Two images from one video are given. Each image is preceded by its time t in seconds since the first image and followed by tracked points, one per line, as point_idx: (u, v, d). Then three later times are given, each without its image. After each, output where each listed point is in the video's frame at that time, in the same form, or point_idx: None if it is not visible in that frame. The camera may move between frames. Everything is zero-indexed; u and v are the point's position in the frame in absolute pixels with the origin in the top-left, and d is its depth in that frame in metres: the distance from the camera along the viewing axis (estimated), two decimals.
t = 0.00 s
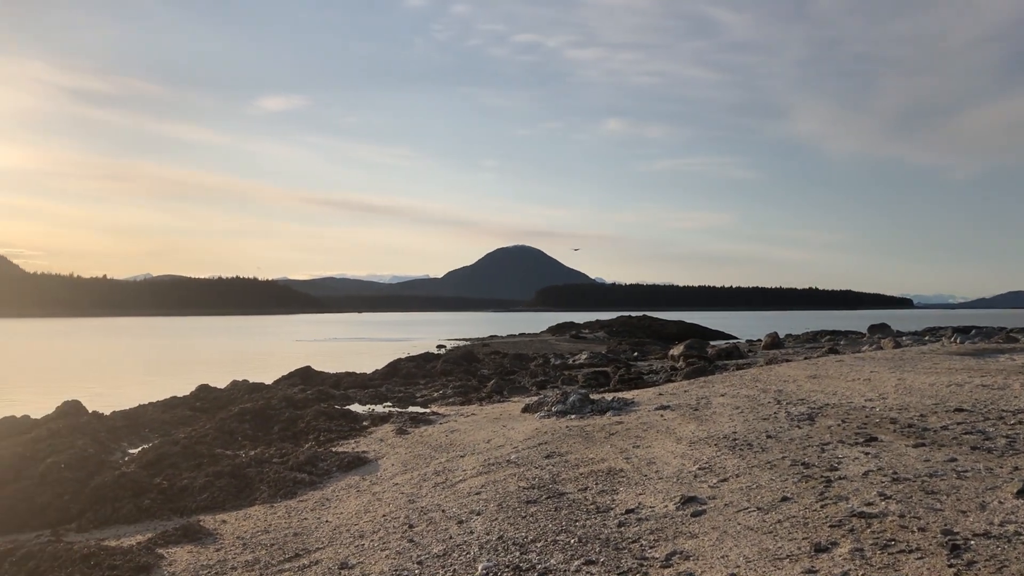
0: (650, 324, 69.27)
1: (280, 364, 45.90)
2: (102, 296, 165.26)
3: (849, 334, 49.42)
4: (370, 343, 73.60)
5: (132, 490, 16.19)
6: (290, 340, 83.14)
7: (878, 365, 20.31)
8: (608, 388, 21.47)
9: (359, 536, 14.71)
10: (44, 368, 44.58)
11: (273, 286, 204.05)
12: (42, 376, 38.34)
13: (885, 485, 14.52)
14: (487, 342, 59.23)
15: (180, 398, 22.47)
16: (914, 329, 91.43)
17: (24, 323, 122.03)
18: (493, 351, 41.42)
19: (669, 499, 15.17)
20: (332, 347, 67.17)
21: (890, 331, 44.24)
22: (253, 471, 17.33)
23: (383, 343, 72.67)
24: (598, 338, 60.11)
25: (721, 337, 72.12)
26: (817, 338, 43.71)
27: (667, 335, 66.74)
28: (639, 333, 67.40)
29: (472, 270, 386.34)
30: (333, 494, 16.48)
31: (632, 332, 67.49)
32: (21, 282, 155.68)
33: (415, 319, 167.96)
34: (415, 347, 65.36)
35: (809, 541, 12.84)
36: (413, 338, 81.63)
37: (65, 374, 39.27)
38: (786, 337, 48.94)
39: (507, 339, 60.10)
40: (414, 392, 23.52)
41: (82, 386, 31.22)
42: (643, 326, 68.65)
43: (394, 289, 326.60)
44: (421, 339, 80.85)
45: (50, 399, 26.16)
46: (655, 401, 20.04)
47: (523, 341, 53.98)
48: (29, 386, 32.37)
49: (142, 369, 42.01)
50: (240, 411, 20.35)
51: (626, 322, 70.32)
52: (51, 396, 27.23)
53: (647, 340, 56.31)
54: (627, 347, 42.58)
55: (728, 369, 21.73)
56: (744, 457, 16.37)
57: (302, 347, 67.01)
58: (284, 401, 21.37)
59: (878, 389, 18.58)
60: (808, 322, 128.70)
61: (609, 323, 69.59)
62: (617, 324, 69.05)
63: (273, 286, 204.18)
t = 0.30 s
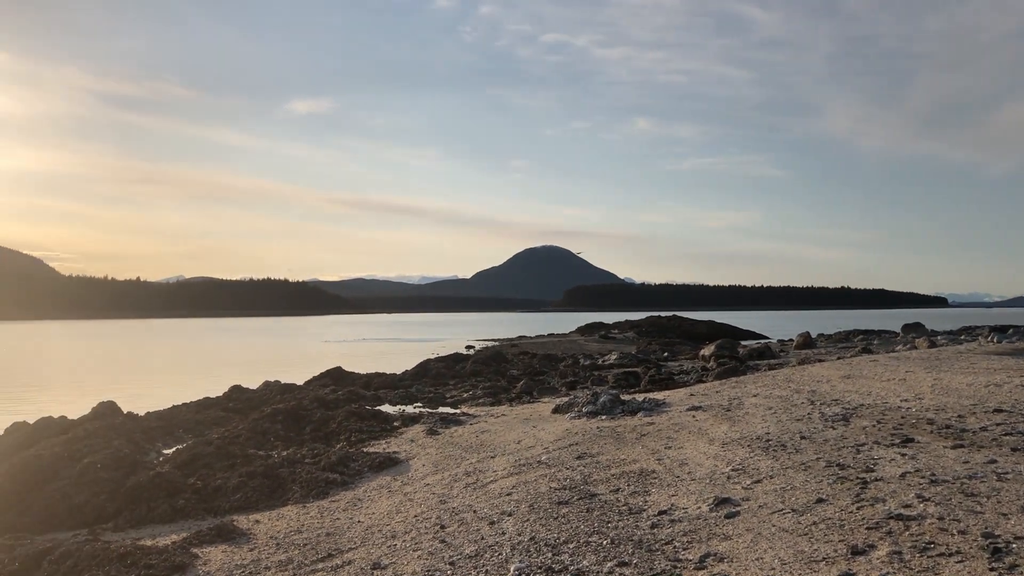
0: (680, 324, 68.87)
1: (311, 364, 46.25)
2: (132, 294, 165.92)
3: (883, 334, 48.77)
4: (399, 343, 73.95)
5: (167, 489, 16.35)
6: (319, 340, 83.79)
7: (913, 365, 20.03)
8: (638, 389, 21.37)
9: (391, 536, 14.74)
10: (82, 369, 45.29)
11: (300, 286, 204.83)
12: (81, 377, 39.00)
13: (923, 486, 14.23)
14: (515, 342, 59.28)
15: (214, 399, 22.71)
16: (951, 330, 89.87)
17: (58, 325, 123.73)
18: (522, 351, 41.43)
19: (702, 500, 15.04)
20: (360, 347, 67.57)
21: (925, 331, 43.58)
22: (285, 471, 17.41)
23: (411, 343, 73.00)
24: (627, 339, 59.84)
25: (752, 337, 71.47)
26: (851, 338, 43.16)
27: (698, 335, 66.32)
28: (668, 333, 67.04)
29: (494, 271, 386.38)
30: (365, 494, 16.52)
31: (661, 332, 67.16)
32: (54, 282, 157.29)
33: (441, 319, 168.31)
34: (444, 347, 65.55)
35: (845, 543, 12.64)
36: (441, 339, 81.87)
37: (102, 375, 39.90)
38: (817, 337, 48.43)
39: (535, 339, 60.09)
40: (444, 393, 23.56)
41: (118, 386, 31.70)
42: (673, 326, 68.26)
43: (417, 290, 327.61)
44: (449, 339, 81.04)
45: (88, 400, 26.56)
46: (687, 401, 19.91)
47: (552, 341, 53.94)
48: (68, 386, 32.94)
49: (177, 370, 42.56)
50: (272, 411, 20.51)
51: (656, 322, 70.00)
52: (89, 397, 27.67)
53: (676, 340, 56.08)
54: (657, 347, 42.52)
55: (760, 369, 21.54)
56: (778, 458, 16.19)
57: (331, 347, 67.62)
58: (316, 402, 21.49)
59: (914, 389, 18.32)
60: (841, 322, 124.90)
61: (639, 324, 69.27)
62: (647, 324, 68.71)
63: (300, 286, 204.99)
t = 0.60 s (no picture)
0: (708, 324, 68.39)
1: (338, 364, 46.50)
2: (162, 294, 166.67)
3: (916, 334, 48.04)
4: (424, 343, 74.13)
5: (197, 488, 16.50)
6: (345, 340, 84.27)
7: (946, 365, 19.74)
8: (667, 389, 21.25)
9: (420, 536, 14.74)
10: (117, 368, 45.90)
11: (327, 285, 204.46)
12: (116, 376, 39.54)
13: (958, 488, 13.95)
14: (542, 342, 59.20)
15: (244, 398, 22.91)
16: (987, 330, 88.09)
17: (90, 326, 125.04)
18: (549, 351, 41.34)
19: (732, 501, 14.89)
20: (386, 347, 67.84)
21: (960, 331, 42.89)
22: (314, 470, 17.50)
23: (437, 343, 73.14)
24: (654, 339, 59.51)
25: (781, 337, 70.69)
26: (883, 338, 42.58)
27: (726, 335, 65.83)
28: (696, 334, 66.57)
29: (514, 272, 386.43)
30: (393, 493, 16.57)
31: (688, 333, 66.71)
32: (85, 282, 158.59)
33: (465, 318, 168.51)
34: (469, 348, 65.63)
35: (879, 546, 12.44)
36: (466, 339, 81.96)
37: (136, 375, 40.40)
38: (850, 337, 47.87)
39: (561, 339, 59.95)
40: (472, 393, 23.58)
41: (150, 386, 32.08)
42: (701, 327, 67.80)
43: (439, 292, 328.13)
44: (475, 339, 81.05)
45: (122, 399, 26.92)
46: (716, 402, 19.76)
47: (579, 341, 53.83)
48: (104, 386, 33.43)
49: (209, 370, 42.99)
50: (301, 410, 20.64)
51: (684, 322, 69.55)
52: (123, 396, 28.05)
53: (704, 340, 55.69)
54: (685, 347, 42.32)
55: (790, 369, 21.34)
56: (809, 459, 16.00)
57: (357, 347, 68.01)
58: (345, 401, 21.59)
59: (948, 390, 18.05)
60: (868, 322, 121.06)
61: (667, 323, 68.90)
62: (674, 324, 68.29)
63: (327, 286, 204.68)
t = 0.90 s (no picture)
0: (736, 323, 67.87)
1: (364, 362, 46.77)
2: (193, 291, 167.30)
3: (950, 333, 47.33)
4: (449, 342, 74.29)
5: (227, 485, 16.65)
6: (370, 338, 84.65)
7: (981, 365, 19.42)
8: (695, 389, 21.12)
9: (448, 534, 14.78)
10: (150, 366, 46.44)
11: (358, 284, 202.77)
12: (149, 374, 40.05)
13: (994, 490, 13.68)
14: (569, 341, 59.07)
15: (273, 396, 23.11)
16: None
17: (120, 325, 126.27)
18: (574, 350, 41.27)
19: (762, 502, 14.76)
20: (411, 346, 68.08)
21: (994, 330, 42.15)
22: (343, 468, 17.60)
23: (462, 342, 73.29)
24: (680, 338, 59.16)
25: (810, 336, 69.92)
26: (915, 337, 42.00)
27: (754, 334, 65.30)
28: (723, 333, 66.10)
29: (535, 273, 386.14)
30: (421, 491, 16.62)
31: (715, 332, 66.22)
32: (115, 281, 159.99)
33: (490, 318, 168.59)
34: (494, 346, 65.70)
35: (912, 547, 12.24)
36: (491, 338, 82.04)
37: (169, 373, 40.88)
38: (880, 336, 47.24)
39: (587, 339, 59.80)
40: (498, 392, 23.59)
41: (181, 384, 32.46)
42: (729, 326, 67.31)
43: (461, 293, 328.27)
44: (501, 338, 81.03)
45: (154, 396, 27.28)
46: (745, 401, 19.60)
47: (605, 341, 53.70)
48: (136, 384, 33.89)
49: (239, 368, 43.40)
50: (330, 409, 20.78)
51: (712, 320, 69.08)
52: (155, 393, 28.42)
53: (731, 340, 55.25)
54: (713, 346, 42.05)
55: (820, 369, 21.11)
56: (840, 459, 15.82)
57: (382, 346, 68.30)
58: (372, 400, 21.69)
59: (982, 390, 17.75)
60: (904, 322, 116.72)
61: (693, 322, 68.50)
62: (701, 323, 67.81)
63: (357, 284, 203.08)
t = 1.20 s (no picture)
0: (764, 321, 67.29)
1: (389, 360, 46.96)
2: (219, 290, 167.64)
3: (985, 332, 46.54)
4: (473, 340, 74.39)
5: (255, 482, 16.78)
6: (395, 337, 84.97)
7: (1015, 364, 19.10)
8: (722, 387, 20.99)
9: (474, 531, 14.80)
10: (181, 364, 46.95)
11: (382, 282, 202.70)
12: (180, 371, 40.52)
13: None
14: (594, 340, 58.92)
15: (300, 393, 23.29)
16: None
17: (149, 324, 127.50)
18: (600, 349, 41.15)
19: (791, 501, 14.62)
20: (435, 344, 68.27)
21: None
22: (370, 465, 17.69)
23: (486, 341, 73.41)
24: (707, 337, 58.76)
25: (838, 335, 69.16)
26: (948, 335, 41.35)
27: (782, 333, 64.73)
28: (750, 332, 65.55)
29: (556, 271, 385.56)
30: (447, 489, 16.66)
31: (742, 331, 65.71)
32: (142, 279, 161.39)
33: (513, 317, 168.75)
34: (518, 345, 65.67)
35: (945, 548, 12.04)
36: (515, 336, 82.02)
37: (199, 370, 41.32)
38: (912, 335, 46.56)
39: (612, 337, 59.65)
40: (524, 390, 23.60)
41: (209, 381, 32.81)
42: (757, 324, 66.74)
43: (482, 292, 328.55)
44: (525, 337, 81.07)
45: (185, 393, 27.60)
46: (773, 400, 19.46)
47: (631, 339, 53.56)
48: (166, 381, 34.30)
49: (267, 366, 43.74)
50: (356, 406, 20.88)
51: (739, 318, 68.54)
52: (185, 390, 28.75)
53: (759, 338, 54.79)
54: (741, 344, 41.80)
55: (849, 367, 20.90)
56: (870, 459, 15.64)
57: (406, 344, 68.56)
58: (399, 397, 21.77)
59: (1016, 389, 17.45)
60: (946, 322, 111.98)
61: (720, 321, 68.01)
62: (728, 321, 67.33)
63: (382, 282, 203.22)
